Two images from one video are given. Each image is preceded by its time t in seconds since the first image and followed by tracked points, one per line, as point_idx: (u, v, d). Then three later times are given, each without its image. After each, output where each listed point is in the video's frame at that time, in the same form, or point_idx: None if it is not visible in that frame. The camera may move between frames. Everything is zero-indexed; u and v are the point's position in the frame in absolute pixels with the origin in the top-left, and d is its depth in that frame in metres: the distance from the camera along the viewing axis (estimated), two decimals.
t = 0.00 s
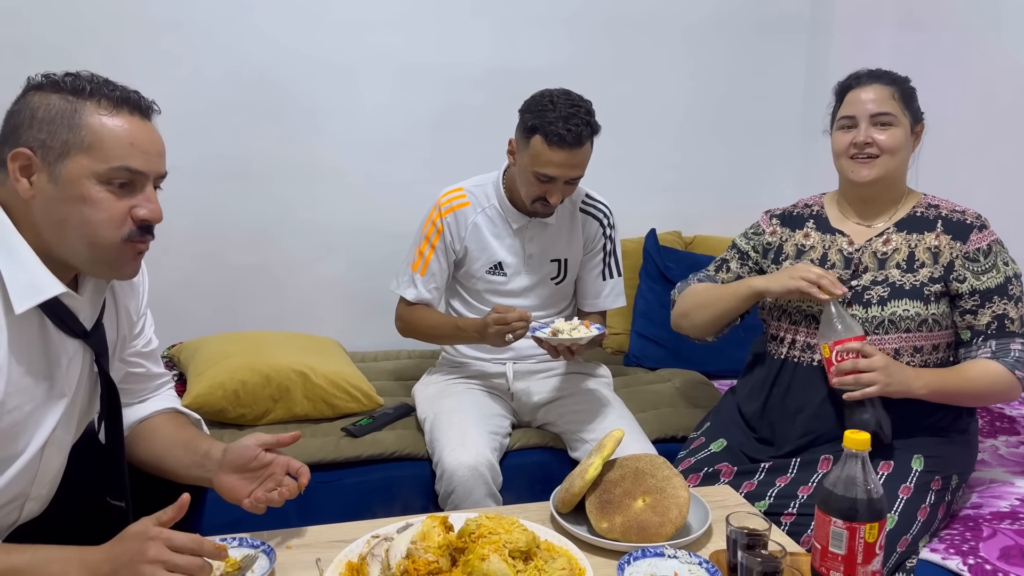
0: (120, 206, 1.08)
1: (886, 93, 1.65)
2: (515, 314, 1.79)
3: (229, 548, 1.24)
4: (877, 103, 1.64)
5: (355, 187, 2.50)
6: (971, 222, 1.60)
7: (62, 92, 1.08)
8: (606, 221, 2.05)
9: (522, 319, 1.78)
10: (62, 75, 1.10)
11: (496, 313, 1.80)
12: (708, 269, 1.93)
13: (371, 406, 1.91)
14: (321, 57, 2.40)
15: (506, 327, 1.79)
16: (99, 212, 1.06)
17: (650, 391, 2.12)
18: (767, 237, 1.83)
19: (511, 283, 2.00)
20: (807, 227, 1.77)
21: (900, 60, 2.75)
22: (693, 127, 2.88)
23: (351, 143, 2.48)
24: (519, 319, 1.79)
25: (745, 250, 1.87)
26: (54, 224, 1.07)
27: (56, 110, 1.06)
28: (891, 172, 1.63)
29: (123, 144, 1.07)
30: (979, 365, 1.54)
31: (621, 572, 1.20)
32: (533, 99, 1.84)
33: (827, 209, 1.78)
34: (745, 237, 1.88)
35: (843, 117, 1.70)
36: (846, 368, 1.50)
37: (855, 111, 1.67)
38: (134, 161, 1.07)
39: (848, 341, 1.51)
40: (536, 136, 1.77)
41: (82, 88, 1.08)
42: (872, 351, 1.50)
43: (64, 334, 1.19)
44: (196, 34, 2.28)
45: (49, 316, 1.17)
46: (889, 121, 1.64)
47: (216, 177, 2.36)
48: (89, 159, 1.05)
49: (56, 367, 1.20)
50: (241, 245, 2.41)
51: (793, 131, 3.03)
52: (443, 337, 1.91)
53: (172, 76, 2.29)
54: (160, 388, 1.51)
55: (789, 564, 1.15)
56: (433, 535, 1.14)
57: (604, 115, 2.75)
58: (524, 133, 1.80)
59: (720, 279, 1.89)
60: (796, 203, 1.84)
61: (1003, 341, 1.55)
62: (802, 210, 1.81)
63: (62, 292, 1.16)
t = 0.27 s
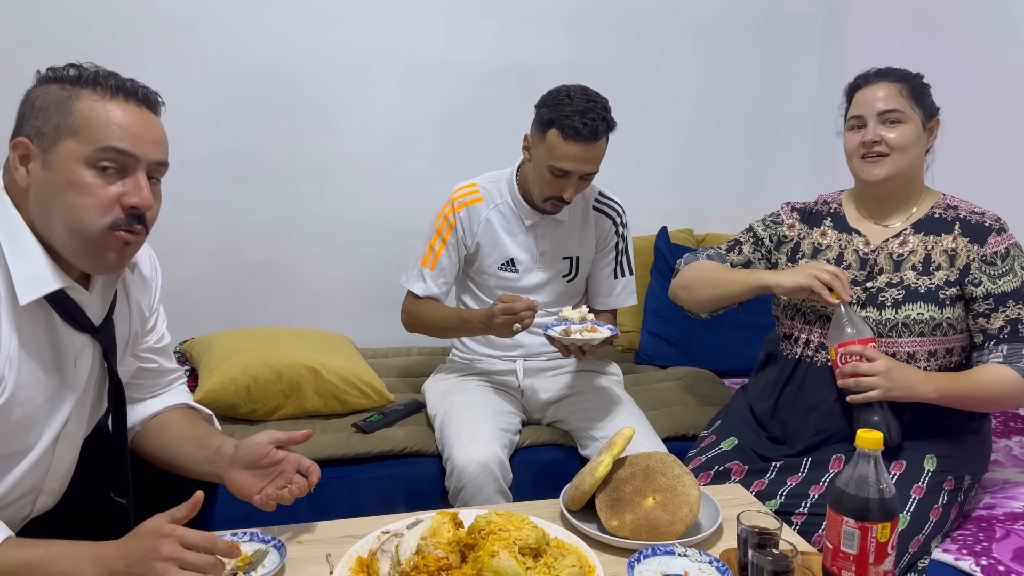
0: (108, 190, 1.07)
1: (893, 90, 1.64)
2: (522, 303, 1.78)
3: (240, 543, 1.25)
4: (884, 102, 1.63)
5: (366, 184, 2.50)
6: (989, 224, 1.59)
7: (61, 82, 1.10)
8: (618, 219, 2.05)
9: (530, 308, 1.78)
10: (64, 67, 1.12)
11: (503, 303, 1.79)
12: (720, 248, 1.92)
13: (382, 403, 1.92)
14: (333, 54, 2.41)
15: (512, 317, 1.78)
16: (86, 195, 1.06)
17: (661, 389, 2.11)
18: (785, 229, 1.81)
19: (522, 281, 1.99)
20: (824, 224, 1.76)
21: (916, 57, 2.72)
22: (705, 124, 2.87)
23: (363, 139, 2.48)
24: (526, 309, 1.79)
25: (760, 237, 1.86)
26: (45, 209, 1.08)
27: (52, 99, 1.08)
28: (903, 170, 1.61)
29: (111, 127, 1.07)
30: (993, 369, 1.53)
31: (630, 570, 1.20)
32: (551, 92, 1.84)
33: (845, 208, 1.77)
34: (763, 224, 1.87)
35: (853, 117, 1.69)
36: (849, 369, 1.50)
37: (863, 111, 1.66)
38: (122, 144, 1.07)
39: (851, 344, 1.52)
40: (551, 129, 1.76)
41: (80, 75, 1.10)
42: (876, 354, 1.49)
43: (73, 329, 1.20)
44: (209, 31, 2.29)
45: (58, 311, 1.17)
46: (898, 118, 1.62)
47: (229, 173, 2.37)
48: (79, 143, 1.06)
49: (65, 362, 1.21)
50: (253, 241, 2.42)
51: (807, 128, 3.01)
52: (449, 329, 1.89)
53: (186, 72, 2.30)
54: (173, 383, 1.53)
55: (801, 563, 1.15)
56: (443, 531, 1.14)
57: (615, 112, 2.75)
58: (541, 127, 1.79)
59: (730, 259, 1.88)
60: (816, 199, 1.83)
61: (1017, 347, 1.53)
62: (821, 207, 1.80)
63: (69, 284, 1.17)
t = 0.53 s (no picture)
0: (111, 174, 1.10)
1: (895, 91, 1.62)
2: (540, 292, 1.76)
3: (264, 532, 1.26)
4: (884, 105, 1.63)
5: (386, 178, 2.52)
6: (1020, 223, 1.57)
7: (75, 71, 1.15)
8: (640, 214, 2.04)
9: (548, 296, 1.76)
10: (80, 58, 1.17)
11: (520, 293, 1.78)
12: (744, 239, 1.91)
13: (402, 395, 1.93)
14: (354, 47, 2.42)
15: (531, 306, 1.77)
16: (91, 179, 1.09)
17: (680, 385, 2.10)
18: (812, 223, 1.81)
19: (542, 275, 1.99)
20: (852, 219, 1.75)
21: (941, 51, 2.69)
22: (726, 119, 2.85)
23: (383, 134, 2.49)
24: (545, 298, 1.77)
25: (786, 229, 1.85)
26: (56, 196, 1.12)
27: (64, 87, 1.13)
28: (905, 174, 1.61)
29: (112, 110, 1.11)
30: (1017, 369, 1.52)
31: (651, 564, 1.19)
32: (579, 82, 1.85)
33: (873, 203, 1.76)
34: (791, 216, 1.86)
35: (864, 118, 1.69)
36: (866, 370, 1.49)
37: (870, 112, 1.66)
38: (125, 127, 1.11)
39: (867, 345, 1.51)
40: (576, 118, 1.78)
41: (94, 65, 1.15)
42: (892, 354, 1.48)
43: (93, 319, 1.22)
44: (232, 25, 2.31)
45: (77, 301, 1.19)
46: (901, 120, 1.61)
47: (250, 167, 2.39)
48: (84, 128, 1.10)
49: (86, 352, 1.23)
50: (274, 235, 2.44)
51: (829, 123, 2.98)
52: (469, 319, 1.89)
53: (209, 67, 2.32)
54: (196, 374, 1.54)
55: (822, 558, 1.14)
56: (464, 522, 1.14)
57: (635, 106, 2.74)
58: (564, 116, 1.81)
59: (755, 251, 1.87)
60: (846, 193, 1.83)
61: None
62: (851, 201, 1.80)
63: (86, 273, 1.20)
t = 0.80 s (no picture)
0: (144, 170, 1.13)
1: (891, 111, 1.63)
2: (566, 299, 1.79)
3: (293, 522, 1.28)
4: (880, 126, 1.65)
5: (411, 173, 2.53)
6: None
7: (111, 67, 1.17)
8: (668, 212, 2.04)
9: (574, 304, 1.78)
10: (116, 54, 1.19)
11: (546, 299, 1.80)
12: (779, 241, 1.90)
13: (426, 389, 1.94)
14: (380, 42, 2.44)
15: (557, 312, 1.79)
16: (123, 173, 1.12)
17: (705, 382, 2.10)
18: (842, 227, 1.80)
19: (569, 270, 2.00)
20: (882, 223, 1.74)
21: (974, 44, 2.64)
22: (753, 114, 2.83)
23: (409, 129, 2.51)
24: (570, 304, 1.80)
25: (817, 233, 1.84)
26: (90, 189, 1.15)
27: (100, 83, 1.15)
28: (898, 193, 1.64)
29: (146, 106, 1.12)
30: None
31: (676, 559, 1.19)
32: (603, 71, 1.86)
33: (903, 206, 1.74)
34: (821, 220, 1.85)
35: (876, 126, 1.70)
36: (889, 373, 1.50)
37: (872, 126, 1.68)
38: (158, 123, 1.13)
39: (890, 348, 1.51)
40: (598, 103, 1.78)
41: (129, 61, 1.17)
42: (915, 357, 1.48)
43: (126, 311, 1.24)
44: (261, 21, 2.34)
45: (109, 292, 1.21)
46: (896, 141, 1.62)
47: (277, 162, 2.42)
48: (118, 124, 1.12)
49: (119, 343, 1.24)
50: (301, 229, 2.47)
51: (858, 118, 2.94)
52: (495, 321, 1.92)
53: (238, 62, 2.35)
54: (226, 366, 1.57)
55: (849, 555, 1.14)
56: (491, 515, 1.14)
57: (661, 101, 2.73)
58: (588, 102, 1.82)
59: (786, 254, 1.86)
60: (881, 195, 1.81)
61: None
62: (882, 203, 1.78)
63: (119, 266, 1.21)
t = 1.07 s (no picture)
0: (163, 167, 1.14)
1: (905, 118, 1.60)
2: (579, 328, 1.81)
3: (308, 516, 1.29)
4: (894, 133, 1.62)
5: (427, 172, 2.54)
6: None
7: (133, 64, 1.19)
8: (683, 212, 2.04)
9: (586, 334, 1.81)
10: (138, 51, 1.21)
11: (559, 327, 1.82)
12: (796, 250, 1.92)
13: (441, 386, 1.95)
14: (397, 42, 2.45)
15: (569, 341, 1.82)
16: (143, 169, 1.13)
17: (720, 382, 2.10)
18: (858, 230, 1.78)
19: (583, 268, 2.00)
20: (899, 224, 1.72)
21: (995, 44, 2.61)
22: (770, 113, 2.82)
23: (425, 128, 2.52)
24: (583, 334, 1.82)
25: (832, 238, 1.83)
26: (110, 185, 1.17)
27: (122, 80, 1.17)
28: (913, 198, 1.62)
29: (165, 104, 1.14)
30: None
31: (689, 558, 1.19)
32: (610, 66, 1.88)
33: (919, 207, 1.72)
34: (838, 225, 1.83)
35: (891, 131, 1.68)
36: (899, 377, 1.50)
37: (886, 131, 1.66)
38: (178, 121, 1.14)
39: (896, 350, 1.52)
40: (605, 95, 1.81)
41: (151, 58, 1.18)
42: (921, 358, 1.48)
43: (145, 306, 1.26)
44: (280, 21, 2.36)
45: (129, 286, 1.23)
46: (910, 148, 1.59)
47: (295, 161, 2.44)
48: (139, 121, 1.14)
49: (138, 337, 1.26)
50: (317, 227, 2.49)
51: (877, 118, 2.92)
52: (504, 329, 1.96)
53: (256, 62, 2.37)
54: (244, 361, 1.58)
55: (863, 555, 1.13)
56: (504, 511, 1.15)
57: (677, 100, 2.72)
58: (597, 96, 1.85)
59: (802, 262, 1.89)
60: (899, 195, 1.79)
61: None
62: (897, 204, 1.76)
63: (138, 261, 1.23)
